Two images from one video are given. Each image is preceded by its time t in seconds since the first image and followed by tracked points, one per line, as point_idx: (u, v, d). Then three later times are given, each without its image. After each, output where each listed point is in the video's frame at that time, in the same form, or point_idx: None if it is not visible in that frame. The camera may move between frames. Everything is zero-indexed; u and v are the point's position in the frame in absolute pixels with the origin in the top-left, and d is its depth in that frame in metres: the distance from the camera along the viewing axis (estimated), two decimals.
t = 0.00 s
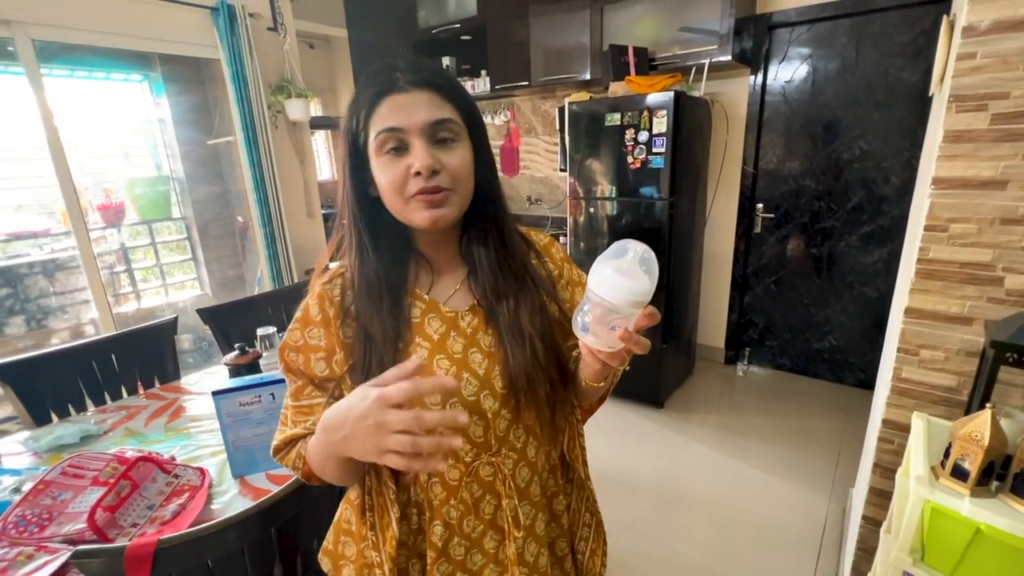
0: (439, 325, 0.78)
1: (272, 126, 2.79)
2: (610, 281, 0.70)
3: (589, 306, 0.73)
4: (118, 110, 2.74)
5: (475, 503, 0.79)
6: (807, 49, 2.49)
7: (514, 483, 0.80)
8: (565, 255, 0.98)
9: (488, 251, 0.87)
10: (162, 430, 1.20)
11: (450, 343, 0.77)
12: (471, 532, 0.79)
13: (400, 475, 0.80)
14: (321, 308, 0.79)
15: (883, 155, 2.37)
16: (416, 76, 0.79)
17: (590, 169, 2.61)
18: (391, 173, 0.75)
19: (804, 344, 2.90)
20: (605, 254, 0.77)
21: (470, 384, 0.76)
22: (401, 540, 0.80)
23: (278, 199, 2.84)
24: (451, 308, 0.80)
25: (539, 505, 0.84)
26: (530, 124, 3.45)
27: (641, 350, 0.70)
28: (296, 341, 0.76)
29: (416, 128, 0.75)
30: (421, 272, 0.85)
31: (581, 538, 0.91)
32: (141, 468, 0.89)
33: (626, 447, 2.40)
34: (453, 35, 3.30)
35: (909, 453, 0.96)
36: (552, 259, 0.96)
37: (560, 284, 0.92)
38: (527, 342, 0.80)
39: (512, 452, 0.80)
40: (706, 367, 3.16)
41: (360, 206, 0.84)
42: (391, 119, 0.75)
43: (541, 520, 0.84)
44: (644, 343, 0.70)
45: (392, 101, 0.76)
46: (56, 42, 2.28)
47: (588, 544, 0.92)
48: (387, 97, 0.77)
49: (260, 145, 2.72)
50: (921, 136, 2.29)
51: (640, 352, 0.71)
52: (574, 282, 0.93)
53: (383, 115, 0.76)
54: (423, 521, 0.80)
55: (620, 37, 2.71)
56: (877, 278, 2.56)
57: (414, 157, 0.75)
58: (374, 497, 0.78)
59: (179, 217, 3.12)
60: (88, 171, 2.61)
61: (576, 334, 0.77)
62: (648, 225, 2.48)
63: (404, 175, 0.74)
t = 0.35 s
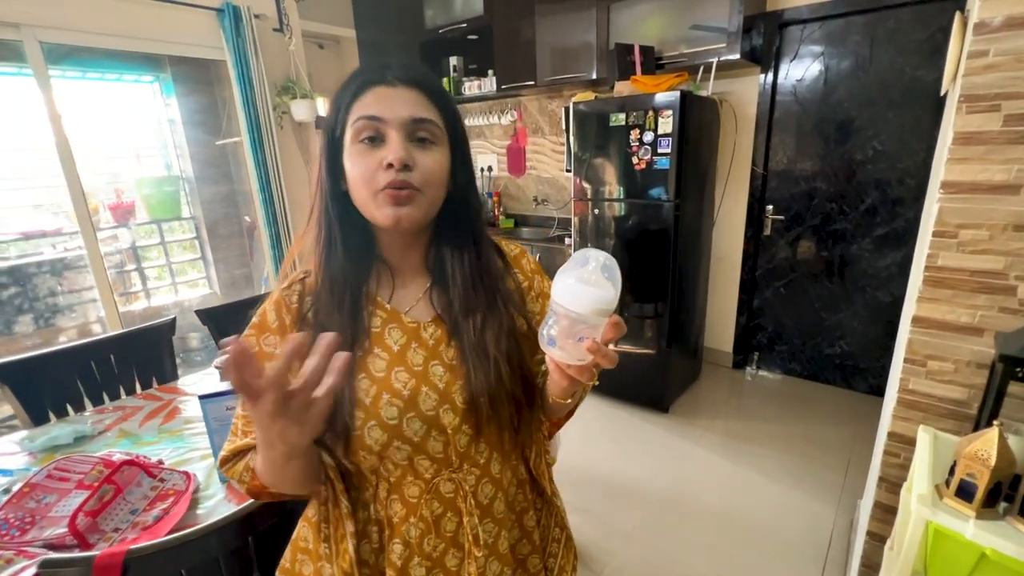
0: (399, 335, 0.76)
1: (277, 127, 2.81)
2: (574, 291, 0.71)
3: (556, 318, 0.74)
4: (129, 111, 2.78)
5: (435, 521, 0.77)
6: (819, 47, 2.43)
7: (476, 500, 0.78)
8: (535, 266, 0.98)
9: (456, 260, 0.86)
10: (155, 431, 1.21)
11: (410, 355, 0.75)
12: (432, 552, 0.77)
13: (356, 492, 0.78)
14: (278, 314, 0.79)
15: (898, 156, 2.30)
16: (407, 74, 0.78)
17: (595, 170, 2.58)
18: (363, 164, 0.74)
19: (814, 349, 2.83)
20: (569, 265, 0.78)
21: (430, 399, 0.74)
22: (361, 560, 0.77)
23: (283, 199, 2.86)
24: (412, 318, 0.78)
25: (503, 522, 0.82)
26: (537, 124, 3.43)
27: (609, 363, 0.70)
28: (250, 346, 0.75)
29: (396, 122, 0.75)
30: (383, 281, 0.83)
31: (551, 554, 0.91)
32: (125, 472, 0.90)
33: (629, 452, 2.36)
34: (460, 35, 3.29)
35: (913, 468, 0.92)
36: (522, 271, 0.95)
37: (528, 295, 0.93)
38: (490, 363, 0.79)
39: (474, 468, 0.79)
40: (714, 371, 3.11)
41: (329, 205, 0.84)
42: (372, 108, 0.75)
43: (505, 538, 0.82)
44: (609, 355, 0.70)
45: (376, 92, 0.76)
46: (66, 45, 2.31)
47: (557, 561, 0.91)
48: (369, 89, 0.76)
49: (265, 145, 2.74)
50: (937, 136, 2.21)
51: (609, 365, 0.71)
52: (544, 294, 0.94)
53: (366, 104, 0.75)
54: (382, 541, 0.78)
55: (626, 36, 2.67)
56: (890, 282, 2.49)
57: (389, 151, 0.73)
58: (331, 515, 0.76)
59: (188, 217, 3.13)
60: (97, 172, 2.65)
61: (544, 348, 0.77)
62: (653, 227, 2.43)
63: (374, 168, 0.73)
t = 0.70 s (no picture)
0: (380, 331, 0.73)
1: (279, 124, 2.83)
2: (561, 285, 0.68)
3: (538, 313, 0.71)
4: (138, 108, 2.82)
5: (415, 520, 0.73)
6: (829, 40, 2.35)
7: (457, 498, 0.75)
8: (523, 262, 0.93)
9: (444, 255, 0.82)
10: (142, 427, 1.22)
11: (390, 350, 0.72)
12: (412, 552, 0.73)
13: (337, 487, 0.76)
14: (259, 308, 0.75)
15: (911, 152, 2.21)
16: (385, 67, 0.76)
17: (597, 166, 2.54)
18: (350, 161, 0.71)
19: (823, 352, 2.76)
20: (559, 260, 0.76)
21: (409, 396, 0.71)
22: (342, 557, 0.75)
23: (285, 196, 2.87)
24: (394, 313, 0.75)
25: (485, 523, 0.78)
26: (542, 121, 3.39)
27: (587, 362, 0.67)
28: (231, 343, 0.73)
29: (382, 116, 0.72)
30: (367, 274, 0.80)
31: (539, 556, 0.86)
32: (99, 469, 0.90)
33: (629, 454, 2.33)
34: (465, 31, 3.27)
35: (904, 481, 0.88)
36: (509, 266, 0.90)
37: (515, 292, 0.87)
38: (472, 352, 0.76)
39: (456, 466, 0.75)
40: (719, 372, 3.05)
41: (309, 203, 0.81)
42: (356, 105, 0.72)
43: (486, 537, 0.79)
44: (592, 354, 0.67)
45: (357, 89, 0.73)
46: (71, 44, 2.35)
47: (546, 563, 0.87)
48: (348, 86, 0.74)
49: (268, 143, 2.76)
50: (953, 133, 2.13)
51: (587, 365, 0.67)
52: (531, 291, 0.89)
53: (347, 100, 0.73)
54: (361, 539, 0.75)
55: (631, 30, 2.63)
56: (903, 284, 2.41)
57: (379, 146, 0.71)
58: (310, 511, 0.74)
59: (196, 213, 3.16)
60: (106, 170, 2.69)
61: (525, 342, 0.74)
62: (656, 225, 2.39)
63: (365, 165, 0.70)
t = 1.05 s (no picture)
0: (392, 315, 0.72)
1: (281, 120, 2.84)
2: (577, 263, 0.66)
3: (554, 291, 0.69)
4: (147, 106, 2.86)
5: (427, 500, 0.73)
6: (839, 31, 2.30)
7: (468, 480, 0.74)
8: (532, 250, 0.92)
9: (454, 248, 0.80)
10: (135, 420, 1.23)
11: (404, 333, 0.71)
12: (425, 530, 0.74)
13: (351, 469, 0.76)
14: (275, 293, 0.75)
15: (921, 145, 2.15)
16: (388, 62, 0.71)
17: (599, 161, 2.51)
18: (354, 162, 0.69)
19: (830, 351, 2.71)
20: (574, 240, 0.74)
21: (422, 376, 0.70)
22: (358, 538, 0.76)
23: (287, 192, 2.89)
24: (406, 298, 0.74)
25: (497, 505, 0.78)
26: (546, 116, 3.37)
27: (601, 342, 0.65)
28: (248, 328, 0.72)
29: (385, 118, 0.69)
30: (380, 260, 0.79)
31: (546, 540, 0.88)
32: (84, 461, 0.91)
33: (630, 452, 2.31)
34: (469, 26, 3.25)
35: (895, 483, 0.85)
36: (518, 254, 0.89)
37: (524, 279, 0.87)
38: (484, 340, 0.75)
39: (466, 448, 0.75)
40: (724, 370, 3.01)
41: (320, 196, 0.78)
42: (359, 104, 0.68)
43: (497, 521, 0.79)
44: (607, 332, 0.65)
45: (359, 87, 0.69)
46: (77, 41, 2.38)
47: (553, 550, 0.88)
48: (350, 84, 0.70)
49: (270, 139, 2.77)
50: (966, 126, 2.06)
51: (600, 344, 0.65)
52: (539, 277, 0.88)
53: (353, 98, 0.69)
54: (375, 519, 0.75)
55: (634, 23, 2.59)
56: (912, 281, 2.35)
57: (380, 147, 0.68)
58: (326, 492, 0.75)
59: (204, 209, 3.19)
60: (115, 166, 2.73)
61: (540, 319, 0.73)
62: (658, 221, 2.36)
63: (366, 164, 0.68)
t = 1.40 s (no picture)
0: (417, 305, 0.71)
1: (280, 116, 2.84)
2: (618, 241, 0.63)
3: (588, 269, 0.67)
4: (149, 103, 2.86)
5: (454, 488, 0.73)
6: (843, 22, 2.26)
7: (494, 467, 0.74)
8: (550, 239, 0.92)
9: (480, 238, 0.80)
10: (129, 415, 1.23)
11: (428, 324, 0.70)
12: (452, 518, 0.73)
13: (377, 460, 0.75)
14: (300, 284, 0.72)
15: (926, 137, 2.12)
16: (448, 54, 0.71)
17: (601, 156, 2.49)
18: (416, 145, 0.66)
19: (834, 346, 2.68)
20: (620, 216, 0.70)
21: (447, 365, 0.69)
22: (382, 528, 0.74)
23: (287, 188, 2.89)
24: (430, 288, 0.73)
25: (523, 492, 0.77)
26: (547, 110, 3.35)
27: (620, 328, 0.61)
28: (274, 318, 0.69)
29: (450, 102, 0.68)
30: (405, 248, 0.77)
31: (566, 530, 0.86)
32: (74, 455, 0.91)
33: (630, 449, 2.30)
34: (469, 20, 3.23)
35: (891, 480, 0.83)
36: (538, 241, 0.90)
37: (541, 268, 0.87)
38: (506, 323, 0.74)
39: (491, 435, 0.74)
40: (726, 367, 2.99)
41: (359, 182, 0.75)
42: (428, 87, 0.67)
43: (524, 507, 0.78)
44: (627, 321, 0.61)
45: (428, 71, 0.68)
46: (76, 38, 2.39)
47: (572, 540, 0.87)
48: (414, 68, 0.68)
49: (269, 135, 2.77)
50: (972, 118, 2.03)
51: (619, 330, 0.61)
52: (556, 266, 0.88)
53: (418, 81, 0.67)
54: (400, 509, 0.74)
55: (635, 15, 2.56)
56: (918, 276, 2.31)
57: (446, 131, 0.67)
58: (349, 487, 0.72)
59: (205, 206, 3.20)
60: (117, 164, 2.74)
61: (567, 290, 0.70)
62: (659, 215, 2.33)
63: (431, 148, 0.67)
